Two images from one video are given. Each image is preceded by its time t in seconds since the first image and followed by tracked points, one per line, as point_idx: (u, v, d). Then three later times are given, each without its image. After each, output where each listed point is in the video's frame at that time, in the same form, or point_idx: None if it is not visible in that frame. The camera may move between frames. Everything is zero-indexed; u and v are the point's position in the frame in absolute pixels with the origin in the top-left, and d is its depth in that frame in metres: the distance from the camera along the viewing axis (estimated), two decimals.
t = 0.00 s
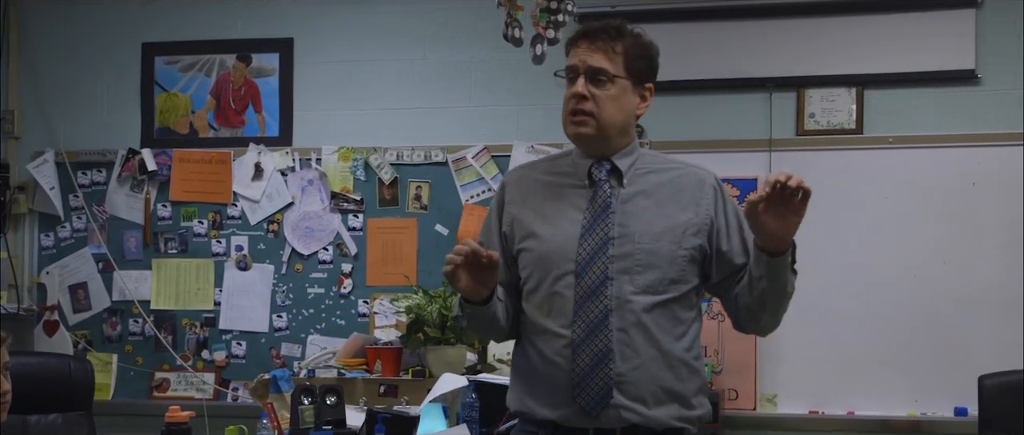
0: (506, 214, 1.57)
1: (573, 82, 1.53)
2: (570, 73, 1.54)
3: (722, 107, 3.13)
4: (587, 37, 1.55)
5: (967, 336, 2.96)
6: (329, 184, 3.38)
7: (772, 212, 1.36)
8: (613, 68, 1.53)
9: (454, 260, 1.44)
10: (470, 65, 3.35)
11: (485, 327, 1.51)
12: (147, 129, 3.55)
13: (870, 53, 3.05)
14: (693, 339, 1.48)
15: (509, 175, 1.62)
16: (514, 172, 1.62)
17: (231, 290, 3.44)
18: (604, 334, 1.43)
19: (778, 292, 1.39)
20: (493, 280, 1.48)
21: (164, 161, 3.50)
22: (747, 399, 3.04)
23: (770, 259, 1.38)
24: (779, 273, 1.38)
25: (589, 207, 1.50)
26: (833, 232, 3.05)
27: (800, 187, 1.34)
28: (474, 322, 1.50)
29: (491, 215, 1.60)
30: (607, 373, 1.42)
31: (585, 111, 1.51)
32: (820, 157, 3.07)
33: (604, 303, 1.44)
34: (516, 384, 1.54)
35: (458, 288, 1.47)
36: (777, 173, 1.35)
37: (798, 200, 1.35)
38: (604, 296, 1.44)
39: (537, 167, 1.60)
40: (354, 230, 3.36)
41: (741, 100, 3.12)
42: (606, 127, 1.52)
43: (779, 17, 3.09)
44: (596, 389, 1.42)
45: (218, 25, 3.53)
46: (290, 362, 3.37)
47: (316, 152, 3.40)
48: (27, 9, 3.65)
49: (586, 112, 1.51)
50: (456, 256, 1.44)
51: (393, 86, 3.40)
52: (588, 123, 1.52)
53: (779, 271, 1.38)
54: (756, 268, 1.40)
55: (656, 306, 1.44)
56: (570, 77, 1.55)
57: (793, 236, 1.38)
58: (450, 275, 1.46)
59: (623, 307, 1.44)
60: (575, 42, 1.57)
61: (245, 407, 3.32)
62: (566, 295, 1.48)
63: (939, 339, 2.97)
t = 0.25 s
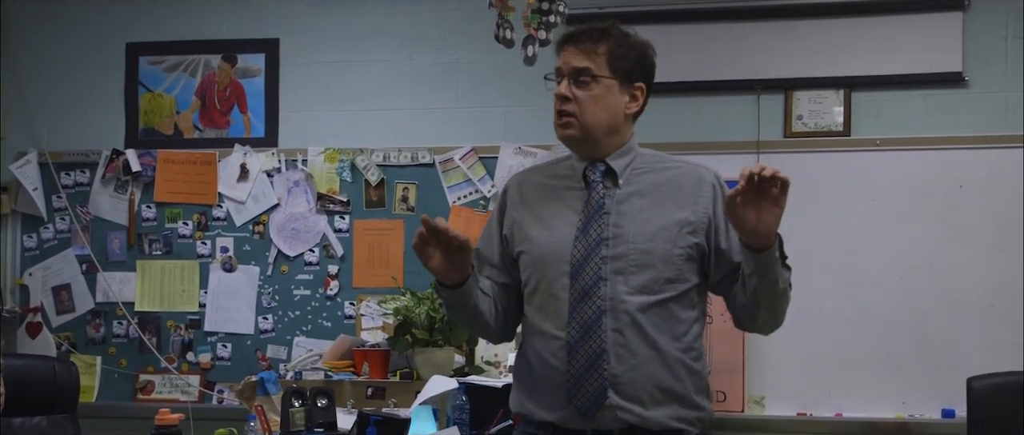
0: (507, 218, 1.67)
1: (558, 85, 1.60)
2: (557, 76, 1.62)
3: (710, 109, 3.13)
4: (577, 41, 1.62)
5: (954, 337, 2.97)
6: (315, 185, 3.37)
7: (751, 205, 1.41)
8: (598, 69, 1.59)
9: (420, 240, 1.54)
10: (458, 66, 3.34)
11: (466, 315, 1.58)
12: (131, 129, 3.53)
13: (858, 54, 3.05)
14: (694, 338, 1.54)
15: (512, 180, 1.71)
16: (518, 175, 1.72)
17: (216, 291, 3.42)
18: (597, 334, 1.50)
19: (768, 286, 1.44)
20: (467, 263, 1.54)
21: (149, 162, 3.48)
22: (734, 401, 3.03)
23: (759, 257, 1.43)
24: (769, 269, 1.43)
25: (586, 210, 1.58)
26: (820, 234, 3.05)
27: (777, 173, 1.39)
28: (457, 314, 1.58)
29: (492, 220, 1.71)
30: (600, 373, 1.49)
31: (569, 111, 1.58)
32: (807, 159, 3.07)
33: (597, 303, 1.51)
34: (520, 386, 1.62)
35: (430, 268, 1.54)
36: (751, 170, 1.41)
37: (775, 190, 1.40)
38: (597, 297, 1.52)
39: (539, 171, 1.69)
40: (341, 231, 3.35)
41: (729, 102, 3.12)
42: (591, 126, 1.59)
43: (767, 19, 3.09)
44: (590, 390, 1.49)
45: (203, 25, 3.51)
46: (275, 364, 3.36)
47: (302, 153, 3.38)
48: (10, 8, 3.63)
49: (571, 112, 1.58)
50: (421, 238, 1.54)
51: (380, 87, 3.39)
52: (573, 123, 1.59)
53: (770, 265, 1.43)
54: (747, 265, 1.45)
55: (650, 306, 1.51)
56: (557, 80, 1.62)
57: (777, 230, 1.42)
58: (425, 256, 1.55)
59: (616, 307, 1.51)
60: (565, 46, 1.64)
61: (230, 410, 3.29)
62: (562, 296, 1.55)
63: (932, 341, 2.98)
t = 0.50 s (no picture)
0: (495, 220, 1.72)
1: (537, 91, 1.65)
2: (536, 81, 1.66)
3: (690, 110, 3.13)
4: (550, 44, 1.66)
5: (933, 338, 2.98)
6: (294, 184, 3.35)
7: (724, 206, 1.43)
8: (570, 70, 1.63)
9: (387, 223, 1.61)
10: (437, 65, 3.33)
11: (441, 308, 1.64)
12: (107, 128, 3.50)
13: (838, 55, 3.06)
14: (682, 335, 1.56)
15: (502, 184, 1.76)
16: (508, 177, 1.77)
17: (194, 291, 3.40)
18: (576, 334, 1.54)
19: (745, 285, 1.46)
20: (437, 247, 1.61)
21: (125, 161, 3.45)
22: (715, 402, 3.03)
23: (734, 258, 1.45)
24: (745, 270, 1.45)
25: (567, 212, 1.62)
26: (800, 234, 3.06)
27: (751, 174, 1.41)
28: (434, 306, 1.64)
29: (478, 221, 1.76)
30: (579, 373, 1.53)
31: (546, 115, 1.63)
32: (787, 160, 3.07)
33: (576, 303, 1.55)
34: (509, 386, 1.65)
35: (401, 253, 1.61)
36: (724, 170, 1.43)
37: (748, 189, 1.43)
38: (577, 296, 1.55)
39: (527, 173, 1.74)
40: (320, 231, 3.33)
41: (709, 102, 3.12)
42: (569, 128, 1.63)
43: (748, 20, 3.10)
44: (570, 389, 1.53)
45: (181, 24, 3.49)
46: (254, 365, 3.34)
47: (281, 152, 3.37)
48: None
49: (547, 116, 1.63)
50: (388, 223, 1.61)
51: (359, 87, 3.38)
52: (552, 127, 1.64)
53: (746, 265, 1.45)
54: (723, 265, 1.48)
55: (630, 305, 1.54)
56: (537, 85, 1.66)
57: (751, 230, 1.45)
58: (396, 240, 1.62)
59: (596, 307, 1.55)
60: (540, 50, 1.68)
61: (206, 410, 3.26)
62: (545, 297, 1.60)
63: (913, 341, 2.99)
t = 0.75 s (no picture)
0: (482, 221, 1.66)
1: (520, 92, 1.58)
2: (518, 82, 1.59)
3: (676, 110, 3.13)
4: (531, 45, 1.59)
5: (919, 338, 2.99)
6: (279, 184, 3.34)
7: (705, 209, 1.37)
8: (552, 70, 1.56)
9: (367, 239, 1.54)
10: (423, 65, 3.32)
11: (423, 309, 1.58)
12: (90, 127, 3.48)
13: (825, 56, 3.06)
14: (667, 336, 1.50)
15: (489, 185, 1.70)
16: (496, 178, 1.71)
17: (178, 291, 3.38)
18: (560, 336, 1.47)
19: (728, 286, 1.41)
20: (421, 258, 1.55)
21: (108, 160, 3.43)
22: (701, 402, 3.03)
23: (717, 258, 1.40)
24: (726, 269, 1.40)
25: (552, 211, 1.55)
26: (786, 235, 3.06)
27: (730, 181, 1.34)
28: (417, 309, 1.58)
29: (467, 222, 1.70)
30: (563, 375, 1.46)
31: (529, 117, 1.55)
32: (772, 160, 3.07)
33: (560, 305, 1.48)
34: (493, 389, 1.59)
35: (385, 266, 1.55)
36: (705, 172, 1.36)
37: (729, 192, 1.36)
38: (561, 298, 1.49)
39: (514, 174, 1.67)
40: (305, 231, 3.32)
41: (695, 103, 3.12)
42: (553, 130, 1.55)
43: (734, 21, 3.10)
44: (553, 392, 1.46)
45: (165, 22, 3.47)
46: (238, 365, 3.32)
47: (266, 151, 3.35)
48: None
49: (530, 118, 1.55)
50: (368, 239, 1.54)
51: (344, 86, 3.36)
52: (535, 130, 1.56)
53: (728, 265, 1.40)
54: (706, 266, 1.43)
55: (615, 306, 1.48)
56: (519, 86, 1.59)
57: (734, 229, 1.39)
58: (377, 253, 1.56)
59: (580, 308, 1.48)
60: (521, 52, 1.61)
61: (190, 411, 3.24)
62: (529, 299, 1.53)
63: (898, 341, 3.00)
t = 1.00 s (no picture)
0: (460, 222, 1.66)
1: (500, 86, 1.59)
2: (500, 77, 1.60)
3: (664, 110, 3.13)
4: (514, 42, 1.60)
5: (906, 338, 3.00)
6: (266, 184, 3.33)
7: (687, 197, 1.38)
8: (534, 65, 1.57)
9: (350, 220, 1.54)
10: (410, 65, 3.31)
11: (402, 308, 1.58)
12: (76, 126, 3.46)
13: (814, 57, 3.06)
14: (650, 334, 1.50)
15: (468, 186, 1.69)
16: (474, 178, 1.70)
17: (164, 292, 3.36)
18: (542, 335, 1.47)
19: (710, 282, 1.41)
20: (402, 242, 1.55)
21: (94, 160, 3.41)
22: (690, 402, 3.03)
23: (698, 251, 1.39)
24: (709, 263, 1.40)
25: (531, 210, 1.55)
26: (774, 236, 3.07)
27: (712, 161, 1.36)
28: (396, 307, 1.58)
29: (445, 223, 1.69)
30: (545, 374, 1.46)
31: (508, 110, 1.56)
32: (760, 161, 3.07)
33: (541, 304, 1.48)
34: (475, 391, 1.58)
35: (366, 251, 1.55)
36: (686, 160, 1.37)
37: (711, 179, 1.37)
38: (542, 297, 1.48)
39: (493, 174, 1.67)
40: (292, 231, 3.31)
41: (684, 103, 3.12)
42: (532, 124, 1.56)
43: (722, 22, 3.10)
44: (536, 391, 1.46)
45: (151, 21, 3.45)
46: (225, 366, 3.31)
47: (253, 151, 3.34)
48: None
49: (510, 111, 1.56)
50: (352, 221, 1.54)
51: (331, 86, 3.36)
52: (514, 124, 1.56)
53: (710, 260, 1.39)
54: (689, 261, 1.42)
55: (597, 304, 1.47)
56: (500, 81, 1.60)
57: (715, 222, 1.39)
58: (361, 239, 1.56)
59: (561, 307, 1.48)
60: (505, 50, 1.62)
61: (179, 412, 3.22)
62: (510, 299, 1.52)
63: (886, 342, 3.01)
